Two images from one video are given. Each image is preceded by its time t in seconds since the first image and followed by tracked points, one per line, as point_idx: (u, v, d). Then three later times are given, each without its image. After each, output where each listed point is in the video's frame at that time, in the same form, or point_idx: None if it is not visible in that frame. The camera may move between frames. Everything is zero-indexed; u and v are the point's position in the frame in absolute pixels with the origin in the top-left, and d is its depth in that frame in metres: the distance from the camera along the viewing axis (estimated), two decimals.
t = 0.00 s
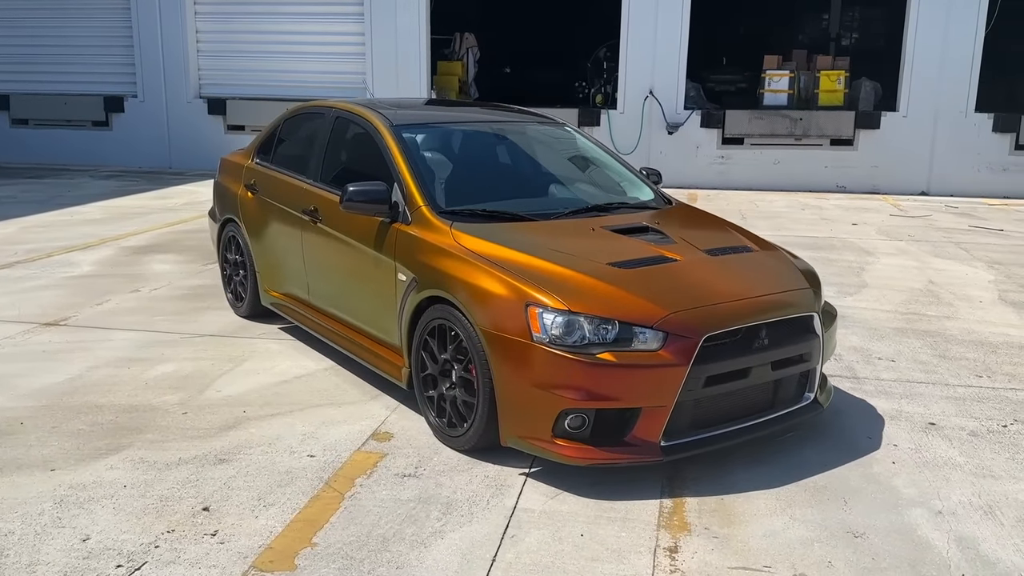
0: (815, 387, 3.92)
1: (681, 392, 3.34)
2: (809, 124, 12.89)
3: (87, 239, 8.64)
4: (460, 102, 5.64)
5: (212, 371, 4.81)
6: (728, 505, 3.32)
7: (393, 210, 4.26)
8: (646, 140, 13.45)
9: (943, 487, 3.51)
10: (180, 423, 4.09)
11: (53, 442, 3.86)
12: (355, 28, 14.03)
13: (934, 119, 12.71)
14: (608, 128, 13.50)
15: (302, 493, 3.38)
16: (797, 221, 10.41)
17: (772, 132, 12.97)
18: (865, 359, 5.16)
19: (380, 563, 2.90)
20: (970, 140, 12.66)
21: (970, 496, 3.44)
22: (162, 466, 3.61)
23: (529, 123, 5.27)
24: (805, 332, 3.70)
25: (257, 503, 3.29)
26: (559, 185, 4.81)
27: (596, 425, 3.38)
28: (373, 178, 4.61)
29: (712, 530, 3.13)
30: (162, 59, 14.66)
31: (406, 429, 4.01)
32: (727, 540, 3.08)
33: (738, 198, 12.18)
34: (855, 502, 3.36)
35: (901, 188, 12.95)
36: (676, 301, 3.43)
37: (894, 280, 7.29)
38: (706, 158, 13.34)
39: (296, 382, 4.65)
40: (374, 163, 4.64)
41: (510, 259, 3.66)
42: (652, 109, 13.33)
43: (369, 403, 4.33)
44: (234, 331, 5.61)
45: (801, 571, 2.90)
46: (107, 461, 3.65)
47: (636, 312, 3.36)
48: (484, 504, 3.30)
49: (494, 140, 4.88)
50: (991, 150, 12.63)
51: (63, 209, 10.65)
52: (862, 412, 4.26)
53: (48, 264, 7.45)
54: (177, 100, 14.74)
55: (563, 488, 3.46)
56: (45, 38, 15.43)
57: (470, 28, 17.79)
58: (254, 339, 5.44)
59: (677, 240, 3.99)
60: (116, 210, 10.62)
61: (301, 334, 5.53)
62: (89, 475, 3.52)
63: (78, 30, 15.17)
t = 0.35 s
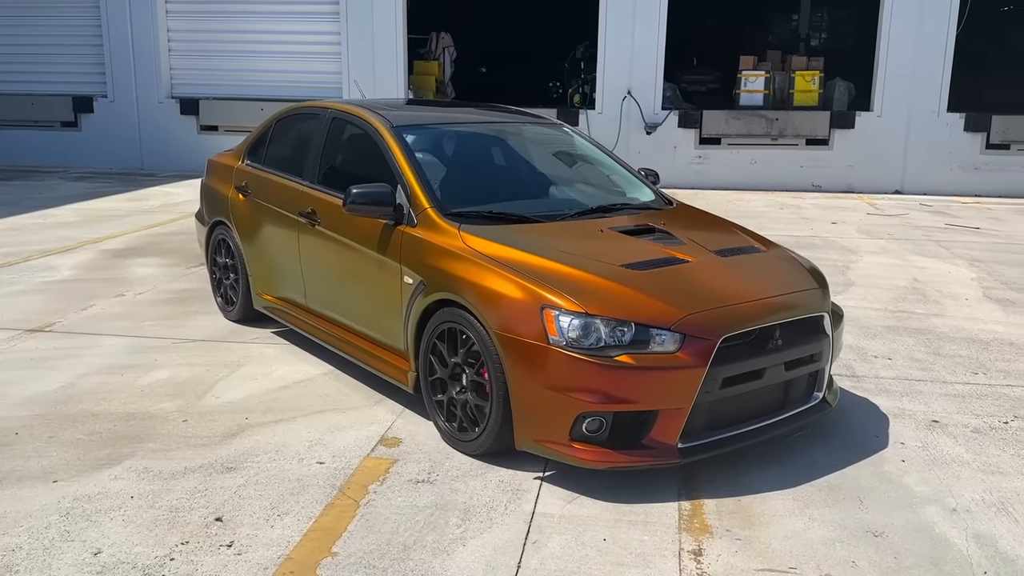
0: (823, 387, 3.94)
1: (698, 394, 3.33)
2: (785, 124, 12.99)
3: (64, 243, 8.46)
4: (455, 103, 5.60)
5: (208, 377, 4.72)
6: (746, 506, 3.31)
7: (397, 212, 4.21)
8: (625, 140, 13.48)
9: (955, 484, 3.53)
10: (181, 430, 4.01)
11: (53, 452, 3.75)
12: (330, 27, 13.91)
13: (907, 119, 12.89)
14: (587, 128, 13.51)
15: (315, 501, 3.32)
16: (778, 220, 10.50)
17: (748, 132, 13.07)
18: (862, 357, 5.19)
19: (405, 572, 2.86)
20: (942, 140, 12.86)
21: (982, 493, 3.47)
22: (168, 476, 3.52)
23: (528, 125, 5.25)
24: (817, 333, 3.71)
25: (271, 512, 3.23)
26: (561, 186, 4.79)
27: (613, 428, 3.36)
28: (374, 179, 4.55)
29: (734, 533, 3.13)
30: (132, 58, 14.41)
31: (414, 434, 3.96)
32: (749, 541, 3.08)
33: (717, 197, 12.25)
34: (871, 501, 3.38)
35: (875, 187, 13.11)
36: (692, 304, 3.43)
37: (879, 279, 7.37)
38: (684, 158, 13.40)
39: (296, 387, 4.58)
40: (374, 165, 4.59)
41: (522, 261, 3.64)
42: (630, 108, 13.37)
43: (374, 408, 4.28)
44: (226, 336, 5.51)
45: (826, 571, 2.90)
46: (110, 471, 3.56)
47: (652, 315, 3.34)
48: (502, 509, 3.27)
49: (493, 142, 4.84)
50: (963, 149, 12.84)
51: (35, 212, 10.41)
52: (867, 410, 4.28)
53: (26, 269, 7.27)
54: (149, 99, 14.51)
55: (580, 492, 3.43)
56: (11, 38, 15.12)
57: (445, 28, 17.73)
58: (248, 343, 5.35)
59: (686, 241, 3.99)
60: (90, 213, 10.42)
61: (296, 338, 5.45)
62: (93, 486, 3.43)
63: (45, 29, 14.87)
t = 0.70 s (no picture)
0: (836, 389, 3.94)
1: (720, 399, 3.31)
2: (763, 124, 13.08)
3: (41, 247, 8.26)
4: (452, 105, 5.54)
5: (207, 385, 4.62)
6: (770, 511, 3.30)
7: (403, 215, 4.15)
8: (605, 140, 13.49)
9: (972, 485, 3.55)
10: (186, 441, 3.91)
11: (55, 466, 3.64)
12: (306, 27, 13.76)
13: (882, 119, 13.04)
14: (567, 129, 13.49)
15: (334, 513, 3.25)
16: (760, 220, 10.56)
17: (727, 133, 13.13)
18: (862, 357, 5.22)
19: None
20: (917, 139, 13.02)
21: (999, 493, 3.49)
22: (178, 489, 3.43)
23: (529, 127, 5.22)
24: (832, 335, 3.72)
25: (289, 525, 3.15)
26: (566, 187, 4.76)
27: (635, 435, 3.33)
28: (378, 182, 4.48)
29: (760, 538, 3.11)
30: (103, 58, 14.13)
31: (426, 442, 3.90)
32: (776, 547, 3.06)
33: (698, 198, 12.30)
34: (891, 503, 3.38)
35: (852, 186, 13.25)
36: (712, 308, 3.41)
37: (867, 278, 7.43)
38: (663, 158, 13.44)
39: (300, 394, 4.49)
40: (377, 167, 4.52)
41: (539, 266, 3.59)
42: (610, 109, 13.37)
43: (381, 415, 4.21)
44: (221, 341, 5.40)
45: None
46: (116, 484, 3.46)
47: (673, 319, 3.32)
48: (525, 518, 3.23)
49: (495, 143, 4.80)
50: (938, 149, 13.02)
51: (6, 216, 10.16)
52: (875, 411, 4.29)
53: (5, 275, 7.08)
54: (120, 99, 14.24)
55: (600, 498, 3.40)
56: None
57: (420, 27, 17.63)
58: (244, 350, 5.25)
59: (699, 244, 3.98)
60: (64, 215, 10.19)
61: (293, 344, 5.36)
62: (101, 501, 3.32)
63: (12, 29, 14.54)
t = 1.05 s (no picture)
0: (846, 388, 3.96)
1: (738, 401, 3.31)
2: (742, 124, 13.17)
3: (18, 251, 8.07)
4: (450, 106, 5.49)
5: (206, 391, 4.54)
6: (789, 513, 3.30)
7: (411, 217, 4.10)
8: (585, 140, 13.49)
9: (984, 483, 3.58)
10: (192, 450, 3.83)
11: (58, 478, 3.54)
12: (283, 26, 13.62)
13: (858, 119, 13.20)
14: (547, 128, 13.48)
15: (353, 521, 3.20)
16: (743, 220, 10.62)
17: (706, 133, 13.19)
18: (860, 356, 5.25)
19: None
20: (893, 139, 13.19)
21: (1011, 491, 3.52)
22: (190, 499, 3.36)
23: (528, 129, 5.20)
24: (844, 335, 3.74)
25: (308, 534, 3.10)
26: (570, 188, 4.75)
27: (654, 437, 3.31)
28: (382, 183, 4.43)
29: (783, 540, 3.11)
30: (74, 57, 13.86)
31: (437, 447, 3.85)
32: (800, 548, 3.06)
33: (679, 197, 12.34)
34: (907, 503, 3.40)
35: (829, 186, 13.39)
36: (729, 309, 3.41)
37: (855, 277, 7.51)
38: (643, 158, 13.47)
39: (303, 399, 4.43)
40: (381, 168, 4.47)
41: (553, 268, 3.57)
42: (590, 109, 13.38)
43: (389, 420, 4.16)
44: (215, 346, 5.31)
45: None
46: (125, 496, 3.38)
47: (692, 321, 3.31)
48: (546, 523, 3.20)
49: (497, 145, 4.77)
50: (912, 148, 13.20)
51: None
52: (881, 411, 4.32)
53: None
54: (92, 99, 13.98)
55: (619, 502, 3.38)
56: None
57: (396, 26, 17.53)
58: (241, 355, 5.16)
59: (709, 246, 3.98)
60: (40, 218, 9.99)
61: (290, 348, 5.28)
62: (112, 513, 3.25)
63: None
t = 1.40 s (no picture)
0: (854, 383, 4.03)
1: (758, 397, 3.35)
2: (720, 124, 13.29)
3: None
4: (448, 105, 5.49)
5: (211, 393, 4.49)
6: (807, 506, 3.35)
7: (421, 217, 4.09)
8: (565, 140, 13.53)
9: (991, 474, 3.66)
10: (204, 452, 3.79)
11: (70, 483, 3.49)
12: (259, 25, 13.50)
13: (834, 118, 13.38)
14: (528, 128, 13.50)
15: (376, 521, 3.19)
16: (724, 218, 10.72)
17: (685, 132, 13.29)
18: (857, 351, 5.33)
19: None
20: (868, 137, 13.39)
21: (1019, 481, 3.60)
22: (208, 501, 3.33)
23: (529, 128, 5.22)
24: (855, 331, 3.81)
25: (333, 535, 3.08)
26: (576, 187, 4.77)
27: (675, 434, 3.34)
28: (388, 183, 4.41)
29: (804, 533, 3.16)
30: (46, 55, 13.64)
31: (451, 446, 3.85)
32: (821, 541, 3.11)
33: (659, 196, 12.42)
34: (920, 495, 3.47)
35: (806, 184, 13.56)
36: (746, 306, 3.45)
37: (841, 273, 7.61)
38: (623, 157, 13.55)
39: (310, 400, 4.40)
40: (387, 168, 4.45)
41: (569, 266, 3.59)
42: (570, 109, 13.42)
43: (399, 420, 4.15)
44: (214, 348, 5.26)
45: (905, 567, 2.95)
46: (142, 500, 3.34)
47: (712, 318, 3.35)
48: (570, 520, 3.21)
49: (501, 146, 4.77)
50: (887, 147, 13.41)
51: None
52: (885, 405, 4.39)
53: None
54: (65, 99, 13.76)
55: (639, 498, 3.40)
56: None
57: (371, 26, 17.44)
58: (241, 356, 5.12)
59: (719, 244, 4.03)
60: (17, 220, 9.82)
61: (290, 349, 5.25)
62: (130, 517, 3.21)
63: None
